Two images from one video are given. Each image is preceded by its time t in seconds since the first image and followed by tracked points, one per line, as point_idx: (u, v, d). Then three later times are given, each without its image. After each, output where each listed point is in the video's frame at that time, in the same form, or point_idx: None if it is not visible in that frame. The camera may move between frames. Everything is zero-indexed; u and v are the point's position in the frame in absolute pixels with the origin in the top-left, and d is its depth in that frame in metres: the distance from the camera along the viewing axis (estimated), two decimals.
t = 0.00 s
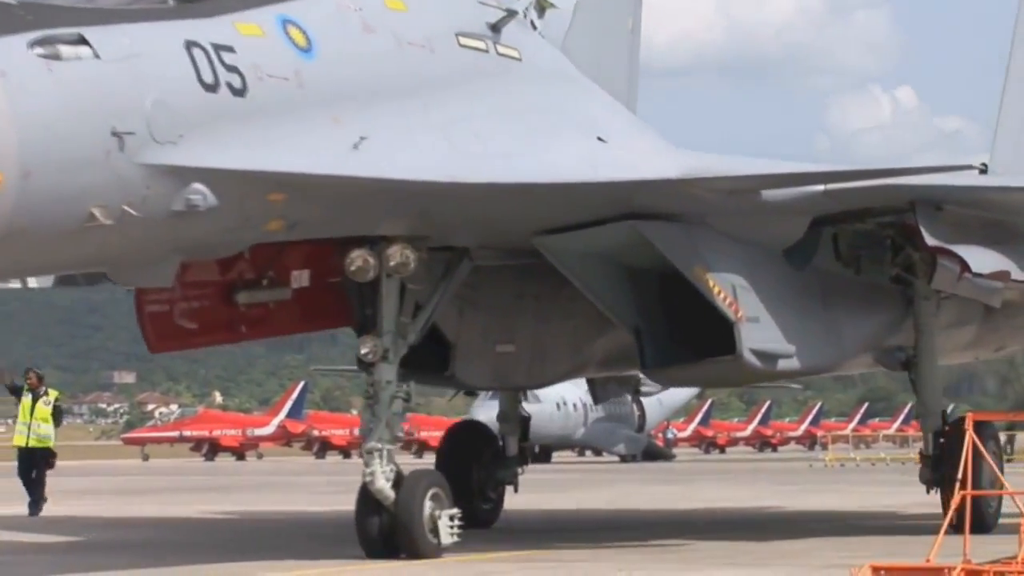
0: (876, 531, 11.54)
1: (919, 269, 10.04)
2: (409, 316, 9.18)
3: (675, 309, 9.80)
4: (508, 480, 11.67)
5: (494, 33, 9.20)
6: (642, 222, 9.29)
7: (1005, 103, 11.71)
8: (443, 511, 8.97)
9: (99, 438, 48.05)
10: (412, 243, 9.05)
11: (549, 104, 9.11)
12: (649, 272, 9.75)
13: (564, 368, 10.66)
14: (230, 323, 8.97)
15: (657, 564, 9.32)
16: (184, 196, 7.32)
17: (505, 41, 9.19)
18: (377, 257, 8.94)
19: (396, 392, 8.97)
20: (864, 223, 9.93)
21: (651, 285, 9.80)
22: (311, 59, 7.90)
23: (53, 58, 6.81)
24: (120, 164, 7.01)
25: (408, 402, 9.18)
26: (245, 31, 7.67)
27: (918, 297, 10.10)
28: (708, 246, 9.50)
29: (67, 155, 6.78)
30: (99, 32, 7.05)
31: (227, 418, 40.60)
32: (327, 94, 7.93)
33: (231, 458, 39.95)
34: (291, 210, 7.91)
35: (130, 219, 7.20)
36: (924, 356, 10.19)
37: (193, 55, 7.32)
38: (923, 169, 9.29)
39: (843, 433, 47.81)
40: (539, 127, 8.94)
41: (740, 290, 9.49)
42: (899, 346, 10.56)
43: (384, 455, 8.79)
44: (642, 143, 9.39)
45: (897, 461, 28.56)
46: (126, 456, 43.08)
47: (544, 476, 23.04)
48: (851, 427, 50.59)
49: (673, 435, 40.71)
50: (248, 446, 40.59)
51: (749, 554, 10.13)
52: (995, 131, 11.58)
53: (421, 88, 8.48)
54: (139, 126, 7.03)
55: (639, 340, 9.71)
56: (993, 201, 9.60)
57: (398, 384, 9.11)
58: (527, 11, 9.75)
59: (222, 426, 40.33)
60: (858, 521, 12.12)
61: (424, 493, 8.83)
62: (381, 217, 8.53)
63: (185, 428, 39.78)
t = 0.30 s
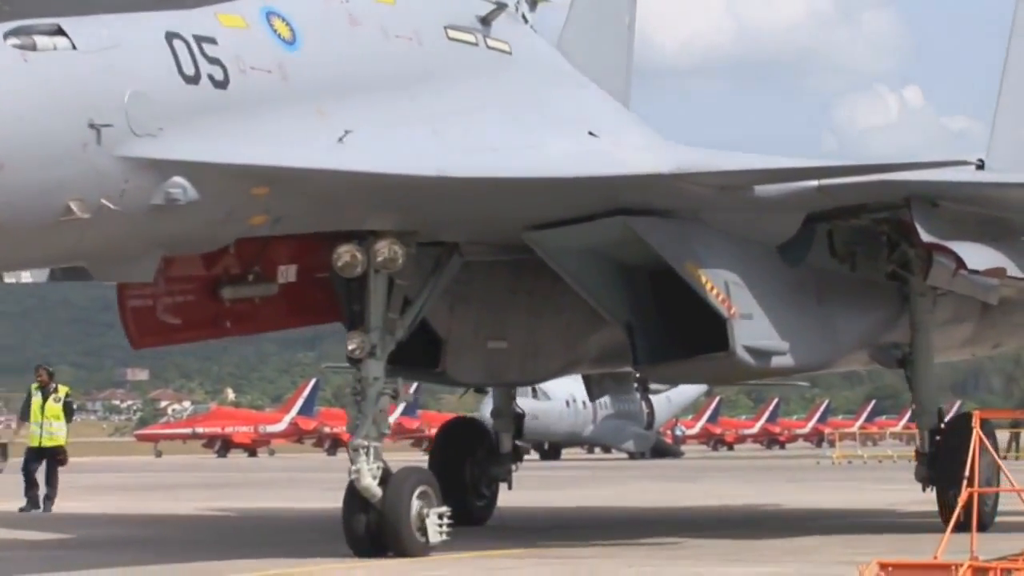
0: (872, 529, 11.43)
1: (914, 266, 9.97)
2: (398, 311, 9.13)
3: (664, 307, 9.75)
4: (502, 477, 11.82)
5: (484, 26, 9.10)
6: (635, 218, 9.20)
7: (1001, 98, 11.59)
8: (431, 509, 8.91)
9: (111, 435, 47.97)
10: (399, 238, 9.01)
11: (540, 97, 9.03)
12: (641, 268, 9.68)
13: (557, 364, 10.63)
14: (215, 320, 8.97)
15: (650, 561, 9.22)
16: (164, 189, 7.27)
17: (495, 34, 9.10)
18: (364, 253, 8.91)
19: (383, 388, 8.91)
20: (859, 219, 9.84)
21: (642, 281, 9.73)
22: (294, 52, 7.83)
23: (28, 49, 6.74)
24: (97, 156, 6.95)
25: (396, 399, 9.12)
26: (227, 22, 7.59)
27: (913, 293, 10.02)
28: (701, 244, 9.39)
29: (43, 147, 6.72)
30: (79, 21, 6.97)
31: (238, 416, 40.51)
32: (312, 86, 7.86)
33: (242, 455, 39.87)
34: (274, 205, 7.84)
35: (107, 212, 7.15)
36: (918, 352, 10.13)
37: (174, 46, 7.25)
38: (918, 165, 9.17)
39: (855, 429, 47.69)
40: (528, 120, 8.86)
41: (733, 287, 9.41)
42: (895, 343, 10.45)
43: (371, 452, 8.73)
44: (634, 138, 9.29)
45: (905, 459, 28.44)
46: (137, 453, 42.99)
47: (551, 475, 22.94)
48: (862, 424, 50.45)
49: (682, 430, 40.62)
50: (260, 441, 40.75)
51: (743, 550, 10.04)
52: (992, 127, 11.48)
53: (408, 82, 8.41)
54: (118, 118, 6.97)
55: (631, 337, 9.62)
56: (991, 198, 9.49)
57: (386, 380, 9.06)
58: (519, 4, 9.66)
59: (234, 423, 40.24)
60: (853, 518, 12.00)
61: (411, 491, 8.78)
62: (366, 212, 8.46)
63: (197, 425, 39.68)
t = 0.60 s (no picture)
0: (864, 519, 11.60)
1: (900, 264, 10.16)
2: (391, 308, 9.34)
3: (653, 304, 9.95)
4: (501, 469, 11.97)
5: (473, 29, 9.36)
6: (624, 217, 9.37)
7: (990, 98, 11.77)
8: (423, 500, 9.09)
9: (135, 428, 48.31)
10: (390, 235, 9.22)
11: (528, 98, 9.34)
12: (629, 266, 9.88)
13: (553, 359, 10.76)
14: (208, 316, 9.30)
15: (637, 550, 9.39)
16: (149, 187, 7.60)
17: (485, 37, 9.39)
18: (357, 249, 9.14)
19: (376, 383, 9.09)
20: (844, 218, 10.02)
21: (632, 278, 9.92)
22: (282, 52, 8.14)
23: (12, 47, 7.05)
24: (80, 153, 7.27)
25: (389, 394, 9.30)
26: (215, 23, 7.90)
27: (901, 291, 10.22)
28: (688, 243, 9.57)
29: (29, 145, 7.05)
30: (65, 22, 7.30)
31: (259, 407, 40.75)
32: (299, 86, 8.17)
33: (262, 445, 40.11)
34: (264, 203, 8.23)
35: (93, 208, 7.47)
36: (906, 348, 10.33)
37: (160, 46, 7.57)
38: (899, 166, 9.31)
39: (873, 422, 47.81)
40: (516, 120, 9.17)
41: (721, 284, 9.60)
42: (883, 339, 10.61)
43: (363, 445, 8.91)
44: (619, 137, 9.56)
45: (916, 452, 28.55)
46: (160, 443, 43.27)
47: (560, 466, 23.19)
48: (881, 417, 50.56)
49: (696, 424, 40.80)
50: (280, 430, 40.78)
51: (732, 539, 10.21)
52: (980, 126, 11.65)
53: (396, 81, 8.72)
54: (103, 118, 7.30)
55: (621, 333, 9.80)
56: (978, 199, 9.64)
57: (379, 375, 9.24)
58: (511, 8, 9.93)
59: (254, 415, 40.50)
60: (846, 511, 12.18)
61: (404, 481, 8.95)
62: (358, 210, 8.75)
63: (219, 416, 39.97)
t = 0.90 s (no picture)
0: (857, 507, 11.82)
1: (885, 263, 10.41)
2: (385, 304, 9.59)
3: (642, 301, 10.20)
4: (502, 462, 12.13)
5: (466, 33, 9.97)
6: (613, 217, 9.59)
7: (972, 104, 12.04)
8: (417, 491, 9.32)
9: (161, 418, 48.70)
10: (383, 235, 9.50)
11: (512, 102, 9.85)
12: (620, 263, 10.12)
13: (549, 355, 10.95)
14: (206, 313, 9.62)
15: (625, 536, 9.62)
16: (141, 186, 8.07)
17: (476, 41, 9.94)
18: (352, 248, 9.40)
19: (370, 377, 9.34)
20: (830, 218, 10.25)
21: (623, 276, 10.16)
22: (273, 54, 8.66)
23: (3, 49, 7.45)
24: (70, 153, 7.71)
25: (384, 388, 9.55)
26: (207, 27, 8.40)
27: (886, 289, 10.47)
28: (676, 242, 9.80)
29: (22, 145, 7.48)
30: (54, 24, 7.72)
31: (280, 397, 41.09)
32: (288, 88, 8.69)
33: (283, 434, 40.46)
34: (256, 203, 8.79)
35: (84, 206, 7.94)
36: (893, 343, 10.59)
37: (152, 49, 8.04)
38: (880, 167, 9.51)
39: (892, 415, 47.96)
40: (502, 122, 9.69)
41: (708, 282, 9.84)
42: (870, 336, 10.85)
43: (358, 437, 9.16)
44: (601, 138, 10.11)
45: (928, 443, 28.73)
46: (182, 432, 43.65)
47: (569, 456, 23.53)
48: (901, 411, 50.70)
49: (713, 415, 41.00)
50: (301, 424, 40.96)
51: (720, 523, 10.45)
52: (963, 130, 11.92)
53: (384, 82, 9.25)
54: (92, 120, 7.74)
55: (612, 329, 10.04)
56: (960, 198, 9.87)
57: (374, 369, 9.50)
58: (504, 13, 10.52)
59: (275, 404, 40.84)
60: (842, 501, 12.41)
61: (399, 472, 9.19)
62: (351, 209, 9.18)
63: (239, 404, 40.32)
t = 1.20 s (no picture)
0: (847, 496, 12.10)
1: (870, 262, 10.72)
2: (383, 301, 9.90)
3: (632, 299, 10.48)
4: (500, 454, 12.44)
5: (461, 39, 10.35)
6: (605, 217, 9.86)
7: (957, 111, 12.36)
8: (413, 483, 9.62)
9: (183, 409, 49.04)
10: (381, 234, 9.81)
11: (504, 106, 10.26)
12: (611, 263, 10.39)
13: (545, 352, 11.08)
14: (208, 310, 9.94)
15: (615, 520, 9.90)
16: (142, 187, 8.44)
17: (471, 47, 10.35)
18: (351, 248, 9.72)
19: (368, 373, 9.66)
20: (817, 219, 10.54)
21: (614, 275, 10.43)
22: (272, 59, 9.07)
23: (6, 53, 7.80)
24: (73, 155, 8.07)
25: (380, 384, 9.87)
26: (206, 32, 8.79)
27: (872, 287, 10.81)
28: (666, 242, 10.10)
29: (26, 145, 7.83)
30: (56, 29, 8.08)
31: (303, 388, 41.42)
32: (286, 92, 9.09)
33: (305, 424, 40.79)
34: (255, 203, 9.18)
35: (86, 206, 8.29)
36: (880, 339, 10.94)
37: (152, 53, 8.42)
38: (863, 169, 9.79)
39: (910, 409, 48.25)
40: (495, 126, 10.09)
41: (698, 281, 10.14)
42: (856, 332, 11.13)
43: (356, 431, 9.46)
44: (591, 141, 10.48)
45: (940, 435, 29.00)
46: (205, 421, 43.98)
47: (582, 449, 23.91)
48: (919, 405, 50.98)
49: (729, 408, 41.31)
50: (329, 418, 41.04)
51: (711, 506, 10.70)
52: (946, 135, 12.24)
53: (380, 86, 9.66)
54: (94, 122, 8.10)
55: (603, 326, 10.32)
56: (942, 200, 10.14)
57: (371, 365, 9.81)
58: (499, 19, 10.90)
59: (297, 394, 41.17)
60: (833, 491, 12.69)
61: (396, 465, 9.49)
62: (350, 210, 9.54)
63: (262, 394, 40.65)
